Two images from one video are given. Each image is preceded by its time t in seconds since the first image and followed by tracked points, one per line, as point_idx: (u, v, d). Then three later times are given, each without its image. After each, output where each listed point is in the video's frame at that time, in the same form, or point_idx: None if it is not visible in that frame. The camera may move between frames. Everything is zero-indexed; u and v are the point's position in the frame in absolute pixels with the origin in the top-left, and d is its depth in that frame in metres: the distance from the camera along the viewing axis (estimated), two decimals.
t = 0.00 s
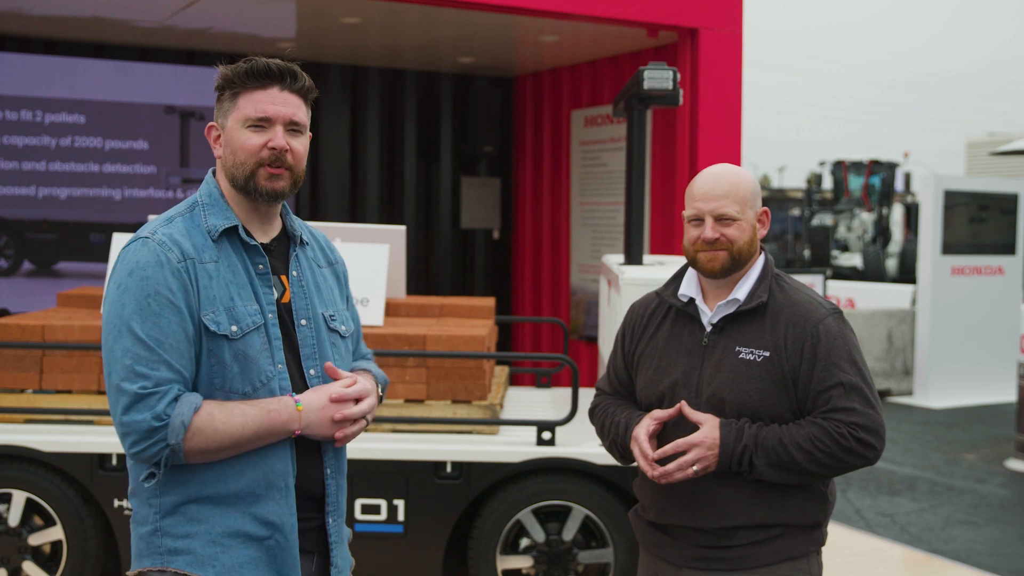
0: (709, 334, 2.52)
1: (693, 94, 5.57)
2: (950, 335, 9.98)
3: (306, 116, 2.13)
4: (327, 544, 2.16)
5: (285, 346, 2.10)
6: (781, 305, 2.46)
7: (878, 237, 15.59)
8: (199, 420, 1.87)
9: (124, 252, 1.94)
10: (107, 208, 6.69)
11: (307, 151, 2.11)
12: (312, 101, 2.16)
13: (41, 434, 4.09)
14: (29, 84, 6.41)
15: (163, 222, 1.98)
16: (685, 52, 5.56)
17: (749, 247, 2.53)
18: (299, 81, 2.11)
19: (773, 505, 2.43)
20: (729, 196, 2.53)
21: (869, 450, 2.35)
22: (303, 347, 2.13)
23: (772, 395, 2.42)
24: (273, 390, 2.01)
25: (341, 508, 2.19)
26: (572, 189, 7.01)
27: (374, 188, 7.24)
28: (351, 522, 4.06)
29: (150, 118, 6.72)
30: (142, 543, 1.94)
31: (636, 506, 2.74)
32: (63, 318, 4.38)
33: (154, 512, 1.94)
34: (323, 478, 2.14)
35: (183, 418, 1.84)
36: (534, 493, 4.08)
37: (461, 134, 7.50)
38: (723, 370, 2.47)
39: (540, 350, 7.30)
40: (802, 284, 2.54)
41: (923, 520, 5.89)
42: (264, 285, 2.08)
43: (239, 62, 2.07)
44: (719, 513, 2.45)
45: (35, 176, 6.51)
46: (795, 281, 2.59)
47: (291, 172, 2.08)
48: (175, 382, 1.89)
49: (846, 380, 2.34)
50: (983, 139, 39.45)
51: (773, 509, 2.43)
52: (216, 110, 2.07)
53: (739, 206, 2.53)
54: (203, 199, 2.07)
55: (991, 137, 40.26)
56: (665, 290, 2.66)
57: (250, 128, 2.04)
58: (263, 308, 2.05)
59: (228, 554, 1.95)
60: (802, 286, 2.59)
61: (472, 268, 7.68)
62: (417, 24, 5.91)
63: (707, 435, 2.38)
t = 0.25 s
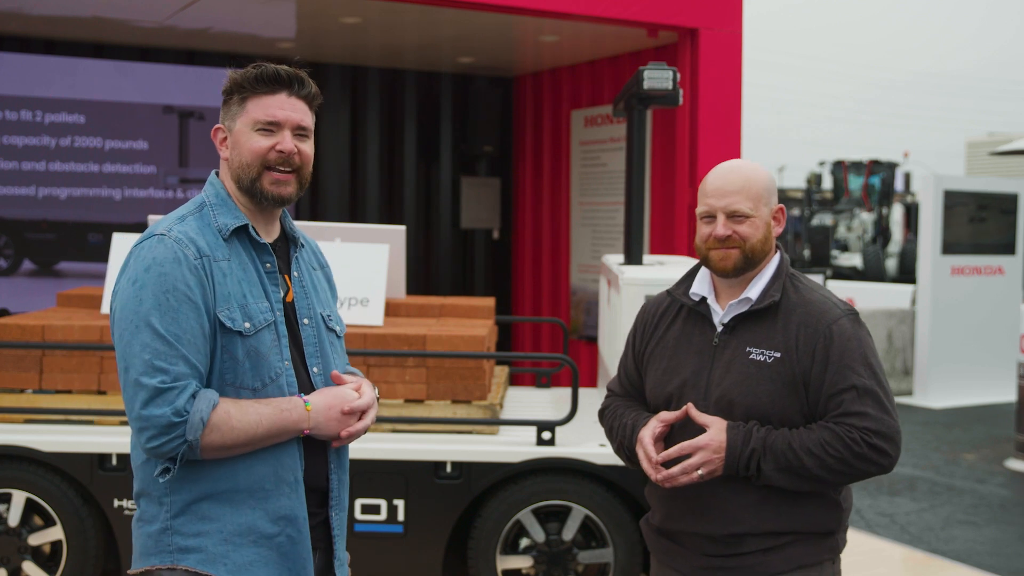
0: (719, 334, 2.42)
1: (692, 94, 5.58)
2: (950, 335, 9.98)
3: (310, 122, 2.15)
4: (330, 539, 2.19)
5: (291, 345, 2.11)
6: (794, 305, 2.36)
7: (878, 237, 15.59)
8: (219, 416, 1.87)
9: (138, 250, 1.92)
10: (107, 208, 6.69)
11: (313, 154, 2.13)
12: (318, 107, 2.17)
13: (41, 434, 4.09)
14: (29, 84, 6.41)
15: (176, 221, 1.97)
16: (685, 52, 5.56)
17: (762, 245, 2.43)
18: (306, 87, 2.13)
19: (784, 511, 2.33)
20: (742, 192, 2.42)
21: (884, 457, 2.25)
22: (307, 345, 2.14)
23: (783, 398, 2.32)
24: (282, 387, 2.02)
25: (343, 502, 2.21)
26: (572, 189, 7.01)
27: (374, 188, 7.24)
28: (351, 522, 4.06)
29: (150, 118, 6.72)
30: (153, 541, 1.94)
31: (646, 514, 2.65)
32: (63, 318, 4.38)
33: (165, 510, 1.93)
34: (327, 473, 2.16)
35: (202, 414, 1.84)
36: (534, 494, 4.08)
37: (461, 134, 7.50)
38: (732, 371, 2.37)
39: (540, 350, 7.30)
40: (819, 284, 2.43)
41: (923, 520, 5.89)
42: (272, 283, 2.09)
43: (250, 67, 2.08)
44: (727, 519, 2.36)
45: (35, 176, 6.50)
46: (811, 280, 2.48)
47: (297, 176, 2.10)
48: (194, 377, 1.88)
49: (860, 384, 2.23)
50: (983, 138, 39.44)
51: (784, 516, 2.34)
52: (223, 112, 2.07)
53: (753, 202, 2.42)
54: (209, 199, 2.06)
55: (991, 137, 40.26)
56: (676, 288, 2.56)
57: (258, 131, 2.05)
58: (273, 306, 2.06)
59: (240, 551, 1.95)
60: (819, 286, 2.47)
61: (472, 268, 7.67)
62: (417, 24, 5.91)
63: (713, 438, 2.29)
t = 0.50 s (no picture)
0: (731, 335, 2.40)
1: (692, 94, 5.58)
2: (950, 335, 9.98)
3: (322, 126, 2.16)
4: (327, 540, 2.21)
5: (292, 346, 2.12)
6: (806, 306, 2.31)
7: (878, 237, 15.58)
8: (209, 416, 1.86)
9: (143, 244, 1.92)
10: (107, 208, 6.70)
11: (323, 158, 2.13)
12: (330, 111, 2.18)
13: (41, 434, 4.09)
14: (29, 85, 6.41)
15: (182, 217, 1.97)
16: (685, 52, 5.57)
17: (767, 242, 2.38)
18: (320, 92, 2.13)
19: (792, 517, 2.31)
20: (747, 186, 2.39)
21: (893, 468, 2.18)
22: (308, 346, 2.15)
23: (791, 402, 2.28)
24: (285, 386, 2.03)
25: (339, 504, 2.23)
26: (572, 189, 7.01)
27: (373, 188, 7.23)
28: (351, 522, 4.06)
29: (150, 118, 6.72)
30: (154, 541, 1.92)
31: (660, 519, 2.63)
32: (63, 318, 4.38)
33: (168, 510, 1.93)
34: (326, 472, 2.19)
35: (193, 413, 1.83)
36: (534, 494, 4.08)
37: (461, 134, 7.50)
38: (741, 373, 2.34)
39: (540, 350, 7.30)
40: (837, 286, 2.38)
41: (923, 520, 5.89)
42: (276, 282, 2.10)
43: (266, 67, 2.08)
44: (735, 524, 2.35)
45: (35, 176, 6.50)
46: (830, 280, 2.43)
47: (305, 178, 2.10)
48: (188, 374, 1.87)
49: (868, 390, 2.17)
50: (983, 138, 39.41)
51: (792, 522, 2.31)
52: (235, 110, 2.08)
53: (758, 197, 2.37)
54: (215, 197, 2.06)
55: (991, 136, 40.25)
56: (691, 285, 2.55)
57: (270, 131, 2.05)
58: (277, 304, 2.07)
59: (244, 552, 1.97)
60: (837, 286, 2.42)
61: (472, 268, 7.67)
62: (417, 24, 5.91)
63: (716, 441, 2.27)
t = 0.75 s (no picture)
0: (744, 336, 2.35)
1: (692, 94, 5.58)
2: (950, 335, 9.98)
3: (325, 119, 2.15)
4: (317, 548, 2.19)
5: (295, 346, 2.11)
6: (814, 307, 2.24)
7: (878, 236, 15.59)
8: (205, 413, 1.86)
9: (146, 236, 1.93)
10: (107, 209, 6.69)
11: (327, 152, 2.13)
12: (333, 104, 2.17)
13: (41, 434, 4.09)
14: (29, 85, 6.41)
15: (187, 211, 1.98)
16: (685, 52, 5.57)
17: (771, 240, 2.32)
18: (321, 84, 2.12)
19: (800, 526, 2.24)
20: (753, 182, 2.33)
21: (896, 475, 2.10)
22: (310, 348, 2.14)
23: (796, 406, 2.22)
24: (283, 386, 2.02)
25: (332, 512, 2.22)
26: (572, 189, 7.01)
27: (373, 188, 7.23)
28: (351, 522, 4.05)
29: (149, 118, 6.71)
30: (139, 537, 1.91)
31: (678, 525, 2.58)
32: (63, 318, 4.38)
33: (155, 507, 1.92)
34: (320, 480, 2.17)
35: (189, 409, 1.83)
36: (534, 494, 4.08)
37: (461, 134, 7.50)
38: (749, 375, 2.29)
39: (540, 350, 7.30)
40: (852, 285, 2.29)
41: (923, 520, 5.89)
42: (280, 280, 2.10)
43: (265, 62, 2.08)
44: (741, 531, 2.30)
45: (34, 177, 6.50)
46: (847, 280, 2.34)
47: (309, 173, 2.10)
48: (185, 369, 1.87)
49: (870, 395, 2.10)
50: (983, 139, 39.42)
51: (802, 530, 2.24)
52: (237, 107, 2.09)
53: (762, 194, 2.32)
54: (223, 193, 2.07)
55: (991, 137, 40.26)
56: (707, 287, 2.51)
57: (271, 127, 2.06)
58: (279, 303, 2.06)
59: (226, 554, 1.95)
60: (855, 286, 2.32)
61: (471, 268, 7.68)
62: (417, 24, 5.91)
63: (716, 445, 2.26)
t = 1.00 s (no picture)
0: (756, 338, 2.35)
1: (692, 94, 5.58)
2: (950, 335, 9.98)
3: (333, 120, 2.15)
4: (311, 556, 2.17)
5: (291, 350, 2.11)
6: (824, 310, 2.22)
7: (878, 236, 15.58)
8: (192, 414, 1.86)
9: (142, 235, 1.95)
10: (107, 209, 6.69)
11: (333, 153, 2.12)
12: (340, 105, 2.17)
13: (41, 434, 4.09)
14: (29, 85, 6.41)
15: (184, 210, 2.00)
16: (685, 52, 5.57)
17: (783, 240, 2.31)
18: (327, 84, 2.12)
19: (805, 534, 2.23)
20: (766, 182, 2.33)
21: (894, 484, 2.08)
22: (308, 354, 2.13)
23: (800, 410, 2.21)
24: (275, 390, 2.02)
25: (328, 520, 2.20)
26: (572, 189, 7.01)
27: (373, 188, 7.23)
28: (351, 522, 4.05)
29: (149, 118, 6.71)
30: (126, 537, 1.92)
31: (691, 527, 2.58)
32: (63, 318, 4.38)
33: (142, 507, 1.93)
34: (314, 487, 2.16)
35: (174, 409, 1.83)
36: (534, 494, 4.08)
37: (461, 134, 7.50)
38: (757, 378, 2.29)
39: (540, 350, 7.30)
40: (867, 288, 2.26)
41: (923, 520, 5.89)
42: (278, 284, 2.09)
43: (272, 61, 2.08)
44: (746, 536, 2.30)
45: (34, 176, 6.50)
46: (864, 283, 2.30)
47: (315, 173, 2.09)
48: (173, 370, 1.87)
49: (870, 402, 2.08)
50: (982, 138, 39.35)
51: (804, 538, 2.23)
52: (244, 107, 2.09)
53: (775, 193, 2.31)
54: (225, 194, 2.08)
55: (991, 136, 40.26)
56: (725, 287, 2.51)
57: (276, 127, 2.06)
58: (275, 307, 2.06)
59: (210, 559, 1.95)
60: (873, 289, 2.28)
61: (471, 268, 7.68)
62: (417, 24, 5.91)
63: (717, 447, 2.27)
